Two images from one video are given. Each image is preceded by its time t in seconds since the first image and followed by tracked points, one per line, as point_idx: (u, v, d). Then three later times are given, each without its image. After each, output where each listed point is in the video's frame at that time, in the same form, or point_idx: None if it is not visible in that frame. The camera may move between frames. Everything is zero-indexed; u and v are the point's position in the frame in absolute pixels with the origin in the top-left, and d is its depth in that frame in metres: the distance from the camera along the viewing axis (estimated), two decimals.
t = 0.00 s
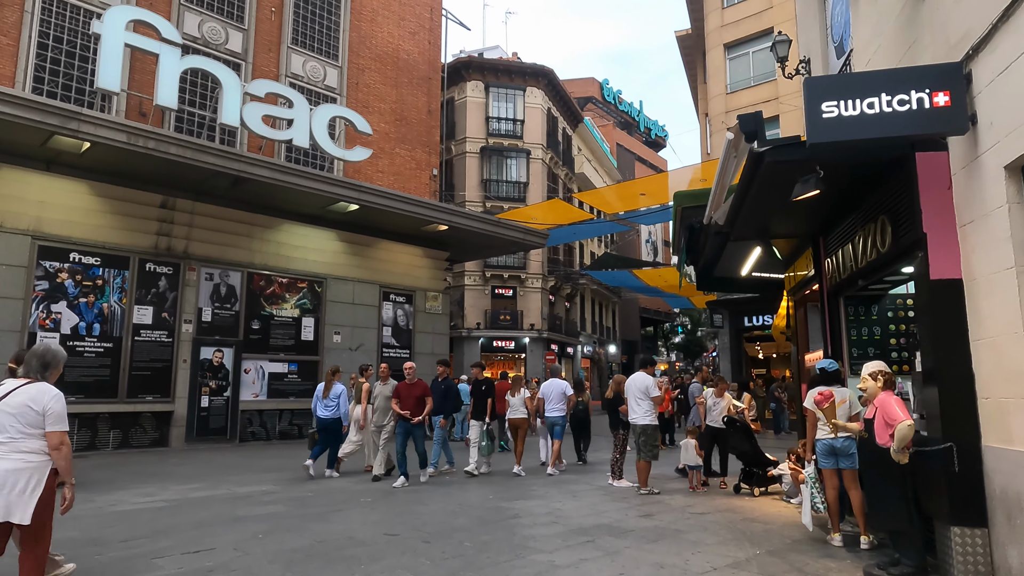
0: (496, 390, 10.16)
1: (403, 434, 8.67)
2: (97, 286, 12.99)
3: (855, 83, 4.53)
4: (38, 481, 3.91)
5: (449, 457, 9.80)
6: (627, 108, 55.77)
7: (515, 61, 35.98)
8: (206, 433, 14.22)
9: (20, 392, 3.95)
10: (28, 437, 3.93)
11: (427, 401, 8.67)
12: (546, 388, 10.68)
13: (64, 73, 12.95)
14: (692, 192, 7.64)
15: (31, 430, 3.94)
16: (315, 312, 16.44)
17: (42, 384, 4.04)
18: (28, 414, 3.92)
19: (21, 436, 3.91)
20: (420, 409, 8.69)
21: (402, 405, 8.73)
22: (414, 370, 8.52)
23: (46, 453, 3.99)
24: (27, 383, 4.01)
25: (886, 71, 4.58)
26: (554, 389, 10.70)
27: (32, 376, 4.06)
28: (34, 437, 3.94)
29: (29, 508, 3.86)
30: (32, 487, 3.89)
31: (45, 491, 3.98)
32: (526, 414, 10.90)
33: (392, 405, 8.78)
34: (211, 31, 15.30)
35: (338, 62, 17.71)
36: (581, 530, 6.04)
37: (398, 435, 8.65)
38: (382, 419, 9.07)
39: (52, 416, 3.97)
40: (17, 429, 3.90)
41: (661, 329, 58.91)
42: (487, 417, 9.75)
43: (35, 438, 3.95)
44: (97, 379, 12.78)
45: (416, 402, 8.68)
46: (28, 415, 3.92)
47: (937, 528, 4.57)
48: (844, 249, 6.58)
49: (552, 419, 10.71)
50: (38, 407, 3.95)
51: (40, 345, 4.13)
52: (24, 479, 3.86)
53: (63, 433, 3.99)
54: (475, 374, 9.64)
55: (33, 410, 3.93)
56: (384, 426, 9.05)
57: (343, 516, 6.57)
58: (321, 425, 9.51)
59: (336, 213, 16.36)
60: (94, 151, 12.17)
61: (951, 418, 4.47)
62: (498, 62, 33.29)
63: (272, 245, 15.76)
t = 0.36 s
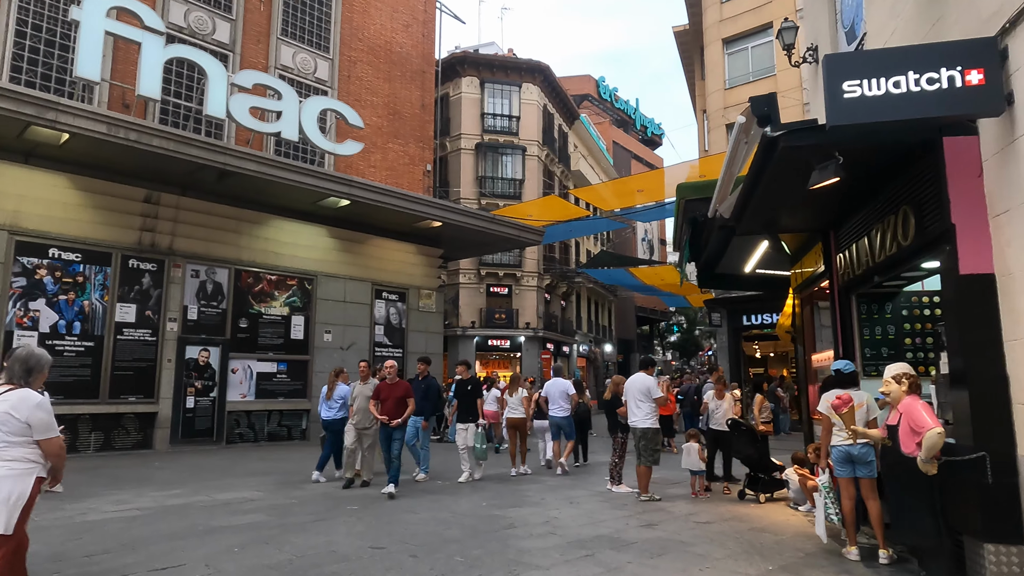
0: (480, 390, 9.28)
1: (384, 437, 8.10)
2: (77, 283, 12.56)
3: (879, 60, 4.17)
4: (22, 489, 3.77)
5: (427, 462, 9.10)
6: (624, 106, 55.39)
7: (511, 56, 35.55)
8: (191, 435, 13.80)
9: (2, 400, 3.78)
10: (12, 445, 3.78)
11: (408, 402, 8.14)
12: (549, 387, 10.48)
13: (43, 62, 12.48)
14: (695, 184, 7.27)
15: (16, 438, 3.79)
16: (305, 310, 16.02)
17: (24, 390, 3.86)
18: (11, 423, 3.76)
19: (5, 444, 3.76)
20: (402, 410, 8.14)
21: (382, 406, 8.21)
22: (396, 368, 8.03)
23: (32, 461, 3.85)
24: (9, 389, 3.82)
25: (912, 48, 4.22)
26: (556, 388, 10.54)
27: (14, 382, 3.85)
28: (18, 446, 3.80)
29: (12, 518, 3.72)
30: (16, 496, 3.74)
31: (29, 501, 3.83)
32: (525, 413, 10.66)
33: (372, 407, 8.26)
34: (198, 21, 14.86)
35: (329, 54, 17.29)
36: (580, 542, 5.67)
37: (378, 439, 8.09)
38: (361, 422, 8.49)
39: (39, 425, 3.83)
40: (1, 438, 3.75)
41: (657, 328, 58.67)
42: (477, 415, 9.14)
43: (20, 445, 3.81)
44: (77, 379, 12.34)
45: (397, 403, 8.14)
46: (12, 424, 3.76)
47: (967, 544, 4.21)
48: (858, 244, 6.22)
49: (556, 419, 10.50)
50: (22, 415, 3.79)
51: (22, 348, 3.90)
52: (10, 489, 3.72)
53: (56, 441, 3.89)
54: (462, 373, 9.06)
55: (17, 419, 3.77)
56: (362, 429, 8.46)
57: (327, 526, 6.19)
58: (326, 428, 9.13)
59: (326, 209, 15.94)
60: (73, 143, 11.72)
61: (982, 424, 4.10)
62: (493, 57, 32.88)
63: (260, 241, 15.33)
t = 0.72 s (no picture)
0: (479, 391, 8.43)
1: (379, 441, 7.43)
2: (71, 279, 12.23)
3: (925, 27, 3.80)
4: (40, 487, 3.64)
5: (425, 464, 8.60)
6: (627, 104, 55.00)
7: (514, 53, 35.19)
8: (189, 435, 13.48)
9: (15, 396, 3.68)
10: (30, 440, 3.66)
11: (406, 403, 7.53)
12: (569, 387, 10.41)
13: (35, 52, 12.15)
14: (713, 172, 6.90)
15: (33, 433, 3.67)
16: (305, 308, 15.69)
17: (38, 384, 3.76)
18: (28, 416, 3.66)
19: (23, 440, 3.65)
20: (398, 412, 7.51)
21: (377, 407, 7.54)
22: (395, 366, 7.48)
23: (49, 458, 3.71)
24: (20, 385, 3.72)
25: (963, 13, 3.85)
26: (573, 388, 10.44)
27: (23, 377, 3.75)
28: (37, 441, 3.69)
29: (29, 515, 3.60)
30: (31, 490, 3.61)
31: (51, 498, 3.72)
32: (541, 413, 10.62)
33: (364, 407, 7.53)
34: (196, 12, 14.53)
35: (330, 47, 16.95)
36: (594, 551, 5.32)
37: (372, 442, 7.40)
38: (349, 423, 7.71)
39: (55, 417, 3.72)
40: (19, 433, 3.65)
41: (660, 328, 58.36)
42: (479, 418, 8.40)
43: (38, 441, 3.69)
44: (71, 378, 12.01)
45: (394, 405, 7.50)
46: (28, 418, 3.66)
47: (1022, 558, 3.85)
48: (888, 232, 5.87)
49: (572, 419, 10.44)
50: (38, 408, 3.69)
51: (28, 343, 3.80)
52: (30, 485, 3.62)
53: (74, 433, 3.78)
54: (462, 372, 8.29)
55: (33, 412, 3.67)
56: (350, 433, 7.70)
57: (326, 533, 5.85)
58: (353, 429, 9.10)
59: (327, 204, 15.59)
60: (66, 134, 11.39)
61: None
62: (497, 54, 32.53)
63: (259, 238, 14.99)
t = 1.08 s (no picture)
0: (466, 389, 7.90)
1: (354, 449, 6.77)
2: (49, 278, 11.82)
3: None
4: (40, 497, 3.53)
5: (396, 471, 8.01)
6: (621, 106, 54.81)
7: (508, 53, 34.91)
8: (172, 440, 13.07)
9: (14, 402, 3.53)
10: (28, 450, 3.51)
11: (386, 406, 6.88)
12: (567, 388, 10.52)
13: (12, 43, 11.74)
14: (716, 163, 6.59)
15: (33, 442, 3.53)
16: (293, 309, 15.31)
17: (37, 391, 3.61)
18: (28, 424, 3.51)
19: (21, 449, 3.50)
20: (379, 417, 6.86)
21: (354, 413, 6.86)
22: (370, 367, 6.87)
23: (49, 467, 3.58)
24: (19, 392, 3.56)
25: None
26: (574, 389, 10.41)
27: (22, 385, 3.59)
28: (36, 450, 3.54)
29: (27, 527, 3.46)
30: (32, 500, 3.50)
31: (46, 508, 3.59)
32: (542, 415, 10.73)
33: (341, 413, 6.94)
34: (181, 4, 14.16)
35: (320, 42, 16.61)
36: (593, 564, 4.99)
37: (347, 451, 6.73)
38: (325, 430, 7.10)
39: (54, 427, 3.58)
40: (17, 441, 3.49)
41: (654, 330, 58.17)
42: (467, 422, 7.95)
43: (37, 450, 3.55)
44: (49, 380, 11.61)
45: (374, 409, 6.83)
46: (28, 427, 3.51)
47: None
48: (902, 226, 5.58)
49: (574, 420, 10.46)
50: (38, 416, 3.54)
51: (27, 348, 3.64)
52: (29, 496, 3.48)
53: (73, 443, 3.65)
54: (449, 372, 7.83)
55: (33, 420, 3.52)
56: (327, 441, 7.01)
57: (308, 545, 5.50)
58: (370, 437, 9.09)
59: (316, 202, 15.22)
60: (44, 128, 10.99)
61: None
62: (490, 53, 32.24)
63: (246, 237, 14.61)
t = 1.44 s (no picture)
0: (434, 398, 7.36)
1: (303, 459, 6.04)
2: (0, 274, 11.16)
3: None
4: None
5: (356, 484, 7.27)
6: (601, 107, 54.69)
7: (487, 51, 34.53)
8: (133, 445, 12.46)
9: None
10: None
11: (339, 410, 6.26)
12: (549, 391, 10.52)
13: None
14: (707, 155, 6.27)
15: None
16: (263, 307, 14.76)
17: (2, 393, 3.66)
18: None
19: None
20: (332, 422, 6.23)
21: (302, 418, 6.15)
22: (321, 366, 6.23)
23: (10, 467, 3.63)
24: None
25: None
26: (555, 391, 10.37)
27: None
28: None
29: None
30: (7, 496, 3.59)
31: (8, 509, 3.64)
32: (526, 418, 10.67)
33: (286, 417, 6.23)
34: None
35: (293, 33, 16.11)
36: None
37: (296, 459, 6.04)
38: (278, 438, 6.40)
39: (19, 429, 3.62)
40: None
41: (632, 332, 58.20)
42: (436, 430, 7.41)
43: None
44: None
45: (325, 414, 6.18)
46: None
47: None
48: (902, 221, 5.31)
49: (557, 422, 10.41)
50: (2, 419, 3.60)
51: None
52: None
53: (35, 446, 3.68)
54: (416, 375, 7.33)
55: None
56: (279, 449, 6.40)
57: (269, 562, 5.09)
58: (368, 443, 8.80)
59: (287, 197, 14.67)
60: None
61: None
62: (470, 51, 31.83)
63: (214, 232, 14.03)
